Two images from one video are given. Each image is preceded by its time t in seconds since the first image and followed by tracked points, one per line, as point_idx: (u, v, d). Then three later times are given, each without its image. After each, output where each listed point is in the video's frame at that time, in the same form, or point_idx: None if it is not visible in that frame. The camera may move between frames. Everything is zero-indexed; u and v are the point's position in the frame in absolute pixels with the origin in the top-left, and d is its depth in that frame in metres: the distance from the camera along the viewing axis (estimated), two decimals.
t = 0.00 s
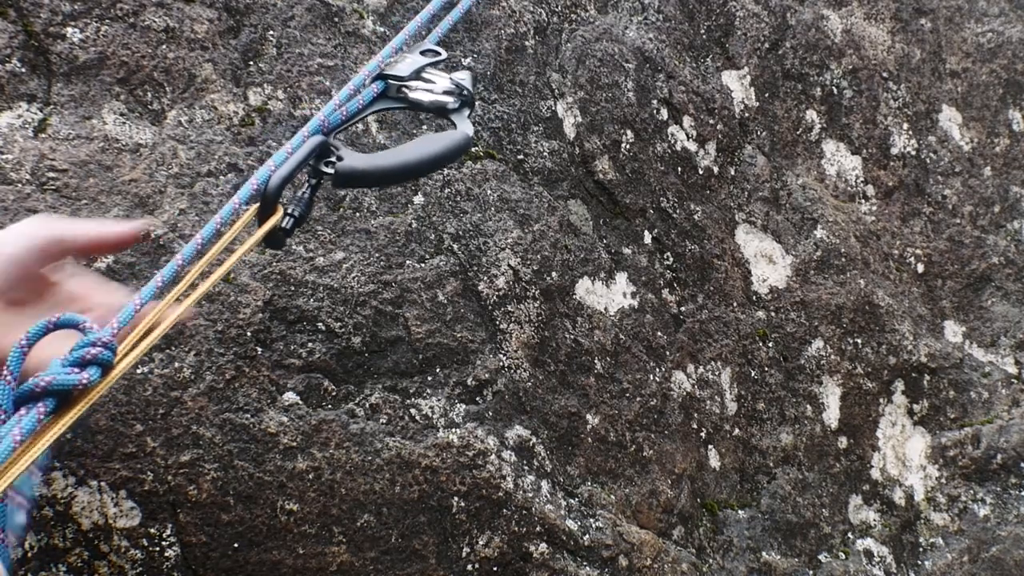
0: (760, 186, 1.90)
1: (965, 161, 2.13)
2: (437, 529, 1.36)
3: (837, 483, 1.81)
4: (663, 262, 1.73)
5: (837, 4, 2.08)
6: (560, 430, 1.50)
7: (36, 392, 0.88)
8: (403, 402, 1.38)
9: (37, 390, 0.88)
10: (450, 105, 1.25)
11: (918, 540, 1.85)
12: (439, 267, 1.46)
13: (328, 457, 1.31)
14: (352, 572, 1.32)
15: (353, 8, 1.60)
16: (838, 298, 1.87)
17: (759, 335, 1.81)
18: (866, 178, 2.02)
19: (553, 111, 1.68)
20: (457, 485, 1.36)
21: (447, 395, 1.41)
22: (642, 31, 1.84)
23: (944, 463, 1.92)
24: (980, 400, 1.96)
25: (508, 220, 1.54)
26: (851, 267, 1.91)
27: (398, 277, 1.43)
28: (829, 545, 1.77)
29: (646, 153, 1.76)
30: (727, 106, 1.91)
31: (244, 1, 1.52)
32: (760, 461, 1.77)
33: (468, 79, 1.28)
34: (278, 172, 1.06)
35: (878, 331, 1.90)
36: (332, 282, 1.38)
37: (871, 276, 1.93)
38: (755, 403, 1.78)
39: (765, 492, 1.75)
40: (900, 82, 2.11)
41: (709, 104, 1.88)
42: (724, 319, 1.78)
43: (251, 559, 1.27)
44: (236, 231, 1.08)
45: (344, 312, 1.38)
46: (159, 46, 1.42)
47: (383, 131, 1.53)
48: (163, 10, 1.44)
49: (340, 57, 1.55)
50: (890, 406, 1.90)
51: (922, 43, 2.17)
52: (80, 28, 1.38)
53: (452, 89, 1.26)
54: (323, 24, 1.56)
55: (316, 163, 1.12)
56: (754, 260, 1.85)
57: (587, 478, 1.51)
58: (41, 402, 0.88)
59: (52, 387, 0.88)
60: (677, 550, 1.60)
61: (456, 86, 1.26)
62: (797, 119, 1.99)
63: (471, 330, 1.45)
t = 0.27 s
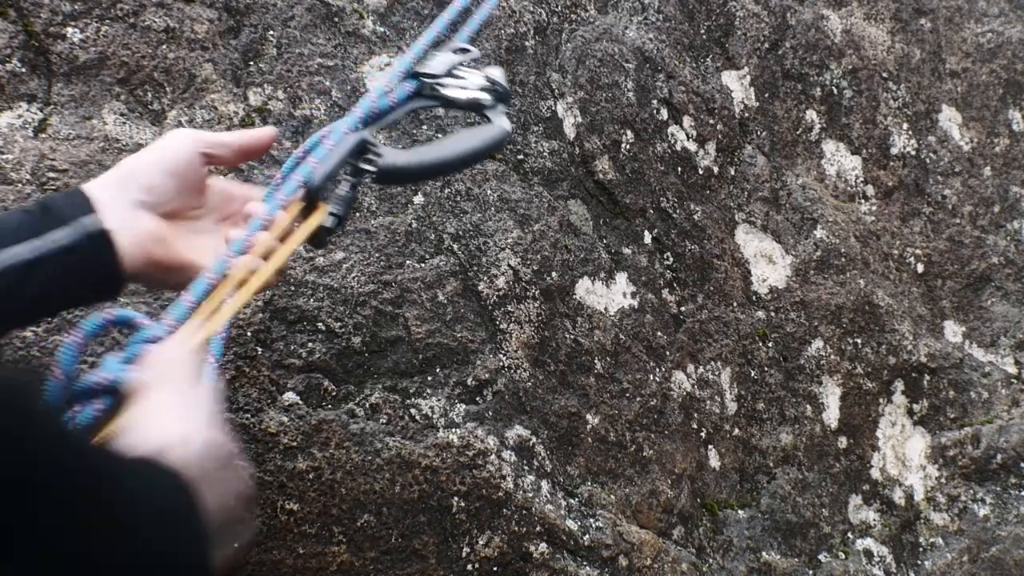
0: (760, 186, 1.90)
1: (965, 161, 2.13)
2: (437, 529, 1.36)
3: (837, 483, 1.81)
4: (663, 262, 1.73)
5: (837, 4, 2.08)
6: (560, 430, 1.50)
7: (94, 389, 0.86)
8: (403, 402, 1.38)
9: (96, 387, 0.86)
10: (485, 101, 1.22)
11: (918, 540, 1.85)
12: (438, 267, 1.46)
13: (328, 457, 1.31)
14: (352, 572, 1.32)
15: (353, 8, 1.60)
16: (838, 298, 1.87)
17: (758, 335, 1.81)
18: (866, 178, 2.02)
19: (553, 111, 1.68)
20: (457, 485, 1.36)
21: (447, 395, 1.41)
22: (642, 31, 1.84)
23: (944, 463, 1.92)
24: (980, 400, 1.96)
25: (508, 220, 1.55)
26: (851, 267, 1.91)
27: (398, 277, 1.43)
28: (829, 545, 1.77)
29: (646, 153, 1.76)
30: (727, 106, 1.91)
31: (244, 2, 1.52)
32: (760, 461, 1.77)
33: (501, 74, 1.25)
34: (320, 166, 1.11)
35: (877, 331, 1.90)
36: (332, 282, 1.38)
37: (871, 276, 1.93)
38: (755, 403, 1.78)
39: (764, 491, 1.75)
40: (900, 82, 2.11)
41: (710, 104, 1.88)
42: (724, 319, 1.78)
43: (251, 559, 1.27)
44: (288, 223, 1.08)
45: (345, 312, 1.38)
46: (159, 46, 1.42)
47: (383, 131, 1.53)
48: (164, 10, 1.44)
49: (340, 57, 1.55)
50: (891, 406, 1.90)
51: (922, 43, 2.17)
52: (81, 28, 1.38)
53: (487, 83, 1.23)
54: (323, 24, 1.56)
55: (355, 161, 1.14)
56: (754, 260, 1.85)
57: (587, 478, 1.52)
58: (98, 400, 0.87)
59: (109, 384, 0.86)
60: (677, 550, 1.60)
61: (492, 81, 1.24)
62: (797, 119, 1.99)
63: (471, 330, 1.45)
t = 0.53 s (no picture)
0: (760, 186, 1.91)
1: (965, 161, 2.13)
2: (437, 529, 1.36)
3: (837, 483, 1.81)
4: (663, 262, 1.73)
5: (837, 4, 2.08)
6: (560, 430, 1.50)
7: (160, 462, 0.87)
8: (403, 402, 1.38)
9: (161, 461, 0.87)
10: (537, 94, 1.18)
11: (918, 540, 1.85)
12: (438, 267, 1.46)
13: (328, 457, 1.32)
14: (351, 572, 1.32)
15: (353, 8, 1.60)
16: (838, 298, 1.87)
17: (759, 335, 1.81)
18: (866, 178, 2.02)
19: (553, 111, 1.68)
20: (457, 485, 1.36)
21: (447, 395, 1.41)
22: (642, 31, 1.84)
23: (944, 463, 1.92)
24: (980, 400, 1.96)
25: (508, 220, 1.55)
26: (851, 267, 1.91)
27: (398, 277, 1.43)
28: (829, 545, 1.77)
29: (646, 153, 1.77)
30: (727, 106, 1.91)
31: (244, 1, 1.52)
32: (760, 461, 1.76)
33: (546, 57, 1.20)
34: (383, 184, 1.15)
35: (877, 331, 1.90)
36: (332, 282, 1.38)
37: (871, 276, 1.93)
38: (755, 403, 1.78)
39: (765, 492, 1.75)
40: (900, 83, 2.11)
41: (710, 104, 1.88)
42: (724, 319, 1.78)
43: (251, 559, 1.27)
44: (313, 317, 1.00)
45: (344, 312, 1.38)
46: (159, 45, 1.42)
47: (383, 130, 1.53)
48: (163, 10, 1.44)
49: (340, 57, 1.55)
50: (891, 406, 1.90)
51: (922, 43, 2.17)
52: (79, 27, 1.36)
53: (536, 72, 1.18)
54: (323, 24, 1.56)
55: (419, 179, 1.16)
56: (754, 259, 1.85)
57: (587, 478, 1.51)
58: (163, 474, 0.89)
59: (175, 458, 0.88)
60: (677, 550, 1.60)
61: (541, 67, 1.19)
62: (797, 119, 1.99)
63: (471, 330, 1.45)
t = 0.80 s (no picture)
0: (760, 186, 1.91)
1: (965, 161, 2.13)
2: (437, 529, 1.36)
3: (837, 483, 1.81)
4: (663, 262, 1.73)
5: (837, 4, 2.08)
6: (560, 430, 1.50)
7: (151, 485, 1.04)
8: (403, 402, 1.38)
9: (152, 483, 1.04)
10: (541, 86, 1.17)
11: (919, 540, 1.85)
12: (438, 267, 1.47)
13: (328, 457, 1.32)
14: (352, 572, 1.32)
15: (353, 8, 1.60)
16: (838, 298, 1.87)
17: (759, 335, 1.81)
18: (866, 178, 2.02)
19: (553, 111, 1.68)
20: (457, 485, 1.36)
21: (447, 395, 1.41)
22: (642, 31, 1.84)
23: (944, 463, 1.92)
24: (980, 400, 1.96)
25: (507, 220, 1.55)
26: (851, 267, 1.91)
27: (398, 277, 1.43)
28: (829, 545, 1.77)
29: (646, 153, 1.77)
30: (727, 106, 1.91)
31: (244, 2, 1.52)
32: (760, 461, 1.76)
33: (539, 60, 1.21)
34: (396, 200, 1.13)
35: (877, 330, 1.90)
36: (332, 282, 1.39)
37: (871, 276, 1.93)
38: (755, 403, 1.78)
39: (765, 492, 1.75)
40: (900, 83, 2.11)
41: (709, 104, 1.88)
42: (724, 319, 1.78)
43: (251, 559, 1.27)
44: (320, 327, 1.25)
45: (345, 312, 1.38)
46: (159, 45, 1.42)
47: (383, 130, 1.53)
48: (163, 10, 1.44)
49: (340, 57, 1.55)
50: (891, 406, 1.90)
51: (922, 43, 2.17)
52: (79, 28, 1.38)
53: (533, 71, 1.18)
54: (323, 24, 1.56)
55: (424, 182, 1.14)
56: (754, 260, 1.85)
57: (587, 478, 1.51)
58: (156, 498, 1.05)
59: (164, 480, 1.05)
60: (677, 550, 1.60)
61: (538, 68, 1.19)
62: (797, 119, 1.99)
63: (471, 330, 1.45)
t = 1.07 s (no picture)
0: (760, 186, 1.91)
1: (965, 161, 2.13)
2: (437, 529, 1.36)
3: (837, 483, 1.81)
4: (663, 262, 1.73)
5: (837, 4, 2.08)
6: (560, 430, 1.50)
7: (232, 437, 1.01)
8: (403, 402, 1.38)
9: (232, 436, 1.01)
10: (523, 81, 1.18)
11: (918, 540, 1.85)
12: (438, 267, 1.47)
13: (328, 457, 1.32)
14: (352, 572, 1.32)
15: (353, 8, 1.60)
16: (838, 298, 1.87)
17: (759, 335, 1.81)
18: (866, 178, 2.02)
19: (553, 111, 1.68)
20: (457, 485, 1.36)
21: (447, 395, 1.41)
22: (642, 31, 1.84)
23: (944, 463, 1.92)
24: (980, 400, 1.96)
25: (507, 220, 1.55)
26: (851, 267, 1.91)
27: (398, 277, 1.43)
28: (829, 545, 1.77)
29: (646, 153, 1.77)
30: (727, 106, 1.91)
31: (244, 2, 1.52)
32: (760, 461, 1.76)
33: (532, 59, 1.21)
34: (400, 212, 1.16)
35: (877, 330, 1.90)
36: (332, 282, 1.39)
37: (871, 275, 1.93)
38: (756, 403, 1.78)
39: (765, 492, 1.75)
40: (900, 82, 2.11)
41: (709, 104, 1.88)
42: (724, 319, 1.78)
43: (251, 559, 1.27)
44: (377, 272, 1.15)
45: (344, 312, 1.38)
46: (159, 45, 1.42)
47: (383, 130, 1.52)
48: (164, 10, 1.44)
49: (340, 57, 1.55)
50: (891, 406, 1.90)
51: (922, 43, 2.17)
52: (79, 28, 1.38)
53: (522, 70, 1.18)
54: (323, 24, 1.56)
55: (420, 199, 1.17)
56: (754, 260, 1.85)
57: (587, 478, 1.51)
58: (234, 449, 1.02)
59: (242, 433, 1.02)
60: (677, 550, 1.60)
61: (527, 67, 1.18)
62: (797, 119, 1.99)
63: (471, 330, 1.45)
